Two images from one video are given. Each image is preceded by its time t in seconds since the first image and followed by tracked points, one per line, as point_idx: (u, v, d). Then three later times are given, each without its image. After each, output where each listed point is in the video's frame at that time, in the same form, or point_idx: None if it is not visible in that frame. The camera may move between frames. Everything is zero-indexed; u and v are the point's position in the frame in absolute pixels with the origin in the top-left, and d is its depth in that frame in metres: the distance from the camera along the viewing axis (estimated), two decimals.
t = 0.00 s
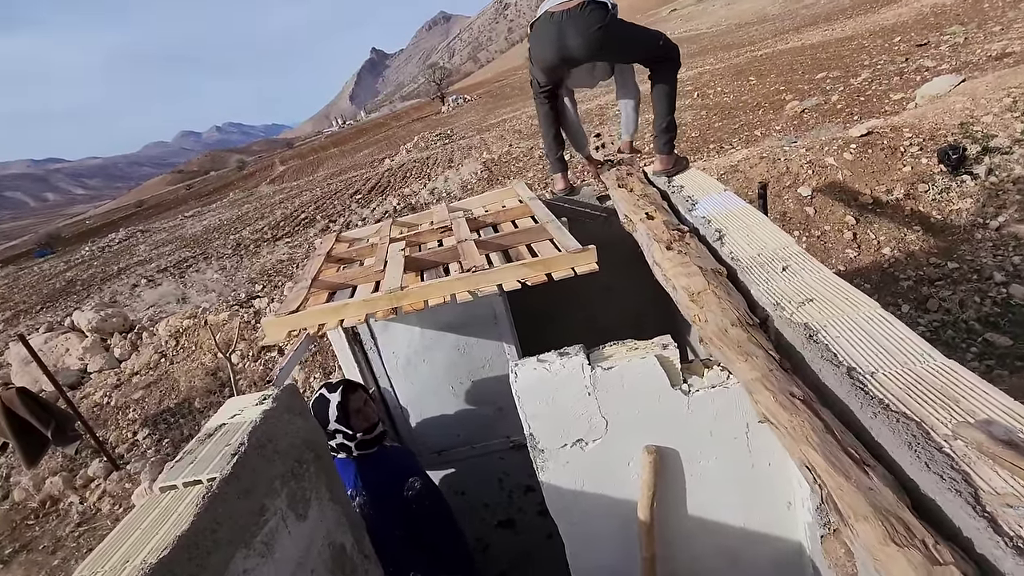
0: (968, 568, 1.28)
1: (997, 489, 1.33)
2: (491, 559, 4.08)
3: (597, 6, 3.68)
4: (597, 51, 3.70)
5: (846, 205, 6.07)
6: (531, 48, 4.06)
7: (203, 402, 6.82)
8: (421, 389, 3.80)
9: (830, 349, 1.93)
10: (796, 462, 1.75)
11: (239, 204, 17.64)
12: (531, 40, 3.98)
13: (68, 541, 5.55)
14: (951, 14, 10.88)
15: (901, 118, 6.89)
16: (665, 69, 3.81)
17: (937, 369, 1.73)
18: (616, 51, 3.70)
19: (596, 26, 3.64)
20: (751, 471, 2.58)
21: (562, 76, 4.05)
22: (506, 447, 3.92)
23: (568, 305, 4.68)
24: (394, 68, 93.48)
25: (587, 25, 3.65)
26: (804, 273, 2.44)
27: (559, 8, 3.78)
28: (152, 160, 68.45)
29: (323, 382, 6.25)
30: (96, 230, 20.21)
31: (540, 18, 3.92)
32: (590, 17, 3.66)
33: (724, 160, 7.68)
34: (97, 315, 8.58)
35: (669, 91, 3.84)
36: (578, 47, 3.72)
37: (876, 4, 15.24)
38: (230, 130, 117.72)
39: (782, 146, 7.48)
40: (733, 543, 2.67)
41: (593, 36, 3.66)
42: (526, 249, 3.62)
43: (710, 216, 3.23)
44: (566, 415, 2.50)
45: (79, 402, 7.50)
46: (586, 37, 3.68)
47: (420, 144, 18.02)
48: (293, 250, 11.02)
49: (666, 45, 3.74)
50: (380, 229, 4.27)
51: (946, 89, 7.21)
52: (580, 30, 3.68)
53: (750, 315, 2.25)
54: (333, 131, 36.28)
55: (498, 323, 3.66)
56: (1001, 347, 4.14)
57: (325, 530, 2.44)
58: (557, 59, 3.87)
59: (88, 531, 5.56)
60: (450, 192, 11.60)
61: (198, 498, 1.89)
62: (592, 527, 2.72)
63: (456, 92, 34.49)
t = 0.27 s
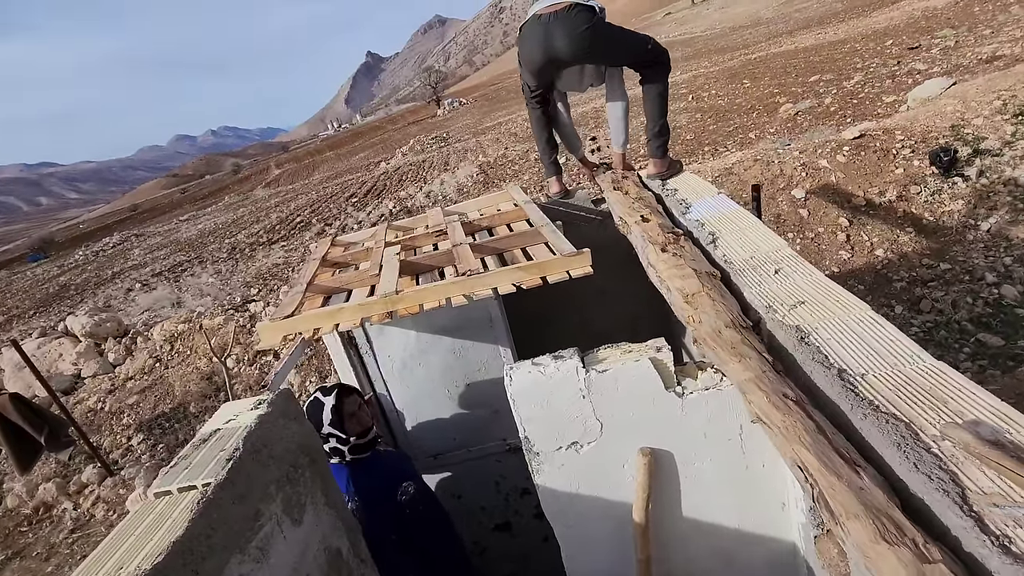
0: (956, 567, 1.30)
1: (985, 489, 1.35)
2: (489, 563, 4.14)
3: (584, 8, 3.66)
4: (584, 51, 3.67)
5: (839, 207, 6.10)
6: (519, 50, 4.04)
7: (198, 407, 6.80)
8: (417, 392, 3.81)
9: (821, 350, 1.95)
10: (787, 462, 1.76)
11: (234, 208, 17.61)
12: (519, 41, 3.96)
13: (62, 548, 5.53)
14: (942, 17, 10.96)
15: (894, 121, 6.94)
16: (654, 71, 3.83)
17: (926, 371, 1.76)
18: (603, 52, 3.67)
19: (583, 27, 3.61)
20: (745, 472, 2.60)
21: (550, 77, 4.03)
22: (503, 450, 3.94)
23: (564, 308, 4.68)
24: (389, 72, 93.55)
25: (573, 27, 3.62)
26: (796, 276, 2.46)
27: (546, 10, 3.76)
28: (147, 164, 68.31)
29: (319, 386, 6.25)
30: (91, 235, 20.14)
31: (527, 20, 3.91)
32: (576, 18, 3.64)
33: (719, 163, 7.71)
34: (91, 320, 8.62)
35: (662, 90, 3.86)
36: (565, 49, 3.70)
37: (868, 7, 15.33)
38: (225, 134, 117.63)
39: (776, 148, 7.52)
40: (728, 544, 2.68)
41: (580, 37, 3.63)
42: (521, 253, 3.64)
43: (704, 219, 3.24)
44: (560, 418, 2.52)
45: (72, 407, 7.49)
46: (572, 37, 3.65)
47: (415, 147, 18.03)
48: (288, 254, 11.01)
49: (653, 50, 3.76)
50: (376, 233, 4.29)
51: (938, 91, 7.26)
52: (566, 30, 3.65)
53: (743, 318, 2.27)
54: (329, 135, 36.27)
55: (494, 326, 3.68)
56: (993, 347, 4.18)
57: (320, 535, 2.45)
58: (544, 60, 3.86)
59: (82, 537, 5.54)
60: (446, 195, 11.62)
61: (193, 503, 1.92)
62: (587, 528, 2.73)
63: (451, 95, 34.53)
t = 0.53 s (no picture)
0: None
1: (983, 505, 1.38)
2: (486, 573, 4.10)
3: (577, 13, 3.73)
4: (574, 55, 3.74)
5: (836, 218, 6.15)
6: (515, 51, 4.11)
7: (195, 414, 6.80)
8: (418, 402, 3.83)
9: (821, 366, 1.98)
10: (787, 477, 1.79)
11: (231, 213, 17.61)
12: (514, 42, 4.03)
13: (55, 556, 5.50)
14: (936, 31, 11.08)
15: (889, 133, 7.01)
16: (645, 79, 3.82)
17: (923, 387, 1.79)
18: (594, 57, 3.73)
19: (576, 31, 3.69)
20: (745, 484, 2.62)
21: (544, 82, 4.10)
22: (503, 460, 3.96)
23: (562, 318, 4.71)
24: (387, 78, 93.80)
25: (566, 30, 3.70)
26: (795, 289, 2.49)
27: (541, 13, 3.83)
28: (144, 169, 68.28)
29: (317, 394, 6.26)
30: (86, 239, 20.10)
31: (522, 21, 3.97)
32: (570, 22, 3.71)
33: (716, 173, 7.77)
34: (87, 326, 8.66)
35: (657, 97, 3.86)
36: (557, 52, 3.77)
37: (863, 20, 15.49)
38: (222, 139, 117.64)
39: (772, 159, 7.58)
40: (729, 555, 2.71)
41: (572, 41, 3.70)
42: (522, 264, 3.68)
43: (703, 232, 3.28)
44: (562, 429, 2.54)
45: (67, 414, 7.48)
46: (564, 41, 3.72)
47: (413, 155, 18.08)
48: (286, 260, 11.02)
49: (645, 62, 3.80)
50: (377, 242, 4.32)
51: (932, 104, 7.34)
52: (557, 33, 3.72)
53: (742, 332, 2.31)
54: (326, 141, 36.34)
55: (494, 337, 3.71)
56: (988, 359, 4.22)
57: (322, 546, 2.46)
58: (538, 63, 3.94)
59: (76, 546, 5.50)
60: (444, 203, 11.65)
61: (199, 514, 1.92)
62: (589, 540, 2.75)
63: (449, 102, 34.64)
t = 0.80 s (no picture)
0: None
1: (944, 516, 1.46)
2: None
3: (562, 17, 3.75)
4: (556, 59, 3.76)
5: (813, 236, 6.31)
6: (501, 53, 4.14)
7: (168, 419, 6.73)
8: (402, 410, 3.86)
9: (796, 381, 2.06)
10: (761, 488, 1.87)
11: (210, 215, 17.45)
12: (500, 43, 4.06)
13: (18, 563, 5.38)
14: (910, 58, 11.43)
15: (864, 156, 7.21)
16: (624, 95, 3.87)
17: (891, 403, 1.87)
18: (575, 62, 3.75)
19: (559, 35, 3.71)
20: (722, 494, 2.70)
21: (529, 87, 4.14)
22: (484, 469, 4.00)
23: (544, 329, 4.77)
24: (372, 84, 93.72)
25: (549, 34, 3.72)
26: (772, 307, 2.59)
27: (527, 16, 3.86)
28: (122, 168, 67.25)
29: (295, 401, 6.25)
30: (59, 238, 19.76)
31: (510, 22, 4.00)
32: (554, 26, 3.73)
33: (697, 189, 7.91)
34: (57, 327, 8.53)
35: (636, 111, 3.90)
36: (540, 56, 3.80)
37: (841, 44, 15.92)
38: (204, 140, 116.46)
39: (752, 177, 7.74)
40: (705, 565, 2.78)
41: (555, 44, 3.72)
42: (507, 275, 3.74)
43: (685, 248, 3.37)
44: (545, 440, 2.60)
45: (34, 418, 7.36)
46: (547, 45, 3.74)
47: (398, 161, 18.11)
48: (266, 265, 10.96)
49: (625, 80, 3.85)
50: (362, 250, 4.35)
51: (905, 129, 7.56)
52: (540, 37, 3.74)
53: (722, 348, 2.39)
54: (310, 145, 36.20)
55: (478, 346, 3.76)
56: (955, 377, 4.37)
57: (302, 554, 2.50)
58: (522, 65, 3.98)
59: (38, 552, 5.36)
60: (428, 210, 11.69)
61: (179, 521, 1.93)
62: (568, 549, 2.81)
63: (435, 110, 34.71)
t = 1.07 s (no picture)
0: None
1: (865, 518, 1.53)
2: None
3: None
4: (525, 39, 3.68)
5: (767, 250, 6.47)
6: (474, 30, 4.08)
7: (107, 414, 6.53)
8: (354, 408, 3.83)
9: (738, 386, 2.13)
10: (698, 489, 1.92)
11: (166, 203, 16.99)
12: (474, 19, 3.99)
13: None
14: (865, 84, 11.87)
15: (819, 175, 7.44)
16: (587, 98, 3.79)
17: (824, 410, 1.95)
18: (544, 44, 3.67)
19: (529, 15, 3.64)
20: (667, 497, 2.75)
21: (495, 71, 4.05)
22: (436, 470, 3.98)
23: (502, 329, 4.82)
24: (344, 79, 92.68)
25: (520, 13, 3.66)
26: (721, 314, 2.65)
27: None
28: (78, 149, 65.12)
29: (246, 396, 6.14)
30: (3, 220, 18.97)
31: None
32: (526, 5, 3.67)
33: (659, 200, 8.03)
34: None
35: (598, 118, 3.82)
36: (509, 34, 3.72)
37: (802, 68, 16.42)
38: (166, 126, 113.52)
39: (713, 191, 7.90)
40: (648, 566, 2.83)
41: (525, 23, 3.66)
42: (466, 274, 3.74)
43: (643, 255, 3.43)
44: (494, 441, 2.62)
45: None
46: (517, 23, 3.67)
47: (365, 157, 17.95)
48: (222, 256, 10.73)
49: (589, 84, 3.82)
50: (320, 244, 4.31)
51: (856, 152, 7.83)
52: (513, 14, 3.68)
53: (670, 352, 2.44)
54: (277, 136, 35.57)
55: (434, 345, 3.76)
56: (892, 389, 4.54)
57: (238, 553, 2.48)
58: (492, 43, 3.90)
59: None
60: (393, 208, 11.61)
61: (102, 519, 1.88)
62: (514, 550, 2.82)
63: (406, 108, 34.50)
